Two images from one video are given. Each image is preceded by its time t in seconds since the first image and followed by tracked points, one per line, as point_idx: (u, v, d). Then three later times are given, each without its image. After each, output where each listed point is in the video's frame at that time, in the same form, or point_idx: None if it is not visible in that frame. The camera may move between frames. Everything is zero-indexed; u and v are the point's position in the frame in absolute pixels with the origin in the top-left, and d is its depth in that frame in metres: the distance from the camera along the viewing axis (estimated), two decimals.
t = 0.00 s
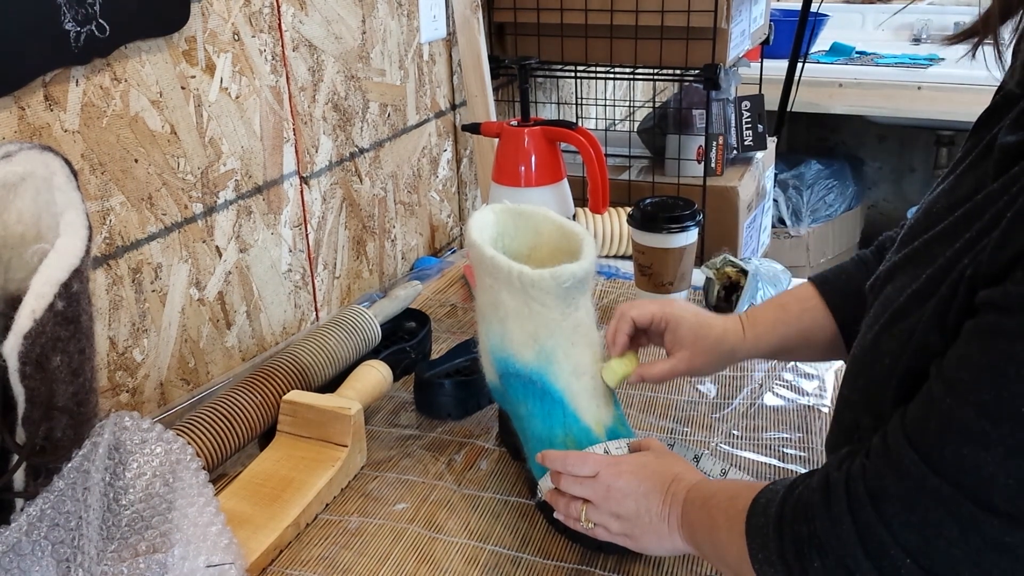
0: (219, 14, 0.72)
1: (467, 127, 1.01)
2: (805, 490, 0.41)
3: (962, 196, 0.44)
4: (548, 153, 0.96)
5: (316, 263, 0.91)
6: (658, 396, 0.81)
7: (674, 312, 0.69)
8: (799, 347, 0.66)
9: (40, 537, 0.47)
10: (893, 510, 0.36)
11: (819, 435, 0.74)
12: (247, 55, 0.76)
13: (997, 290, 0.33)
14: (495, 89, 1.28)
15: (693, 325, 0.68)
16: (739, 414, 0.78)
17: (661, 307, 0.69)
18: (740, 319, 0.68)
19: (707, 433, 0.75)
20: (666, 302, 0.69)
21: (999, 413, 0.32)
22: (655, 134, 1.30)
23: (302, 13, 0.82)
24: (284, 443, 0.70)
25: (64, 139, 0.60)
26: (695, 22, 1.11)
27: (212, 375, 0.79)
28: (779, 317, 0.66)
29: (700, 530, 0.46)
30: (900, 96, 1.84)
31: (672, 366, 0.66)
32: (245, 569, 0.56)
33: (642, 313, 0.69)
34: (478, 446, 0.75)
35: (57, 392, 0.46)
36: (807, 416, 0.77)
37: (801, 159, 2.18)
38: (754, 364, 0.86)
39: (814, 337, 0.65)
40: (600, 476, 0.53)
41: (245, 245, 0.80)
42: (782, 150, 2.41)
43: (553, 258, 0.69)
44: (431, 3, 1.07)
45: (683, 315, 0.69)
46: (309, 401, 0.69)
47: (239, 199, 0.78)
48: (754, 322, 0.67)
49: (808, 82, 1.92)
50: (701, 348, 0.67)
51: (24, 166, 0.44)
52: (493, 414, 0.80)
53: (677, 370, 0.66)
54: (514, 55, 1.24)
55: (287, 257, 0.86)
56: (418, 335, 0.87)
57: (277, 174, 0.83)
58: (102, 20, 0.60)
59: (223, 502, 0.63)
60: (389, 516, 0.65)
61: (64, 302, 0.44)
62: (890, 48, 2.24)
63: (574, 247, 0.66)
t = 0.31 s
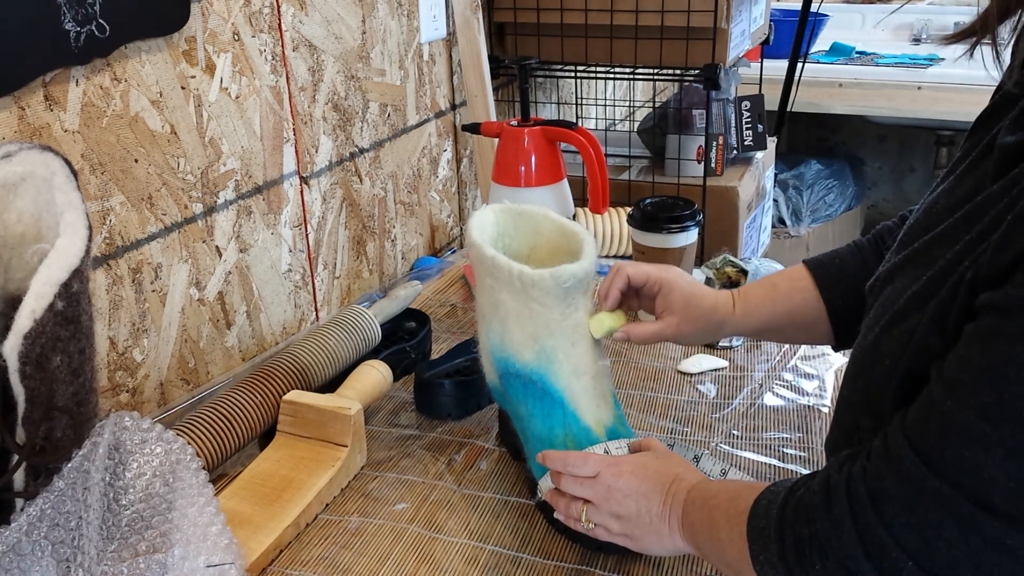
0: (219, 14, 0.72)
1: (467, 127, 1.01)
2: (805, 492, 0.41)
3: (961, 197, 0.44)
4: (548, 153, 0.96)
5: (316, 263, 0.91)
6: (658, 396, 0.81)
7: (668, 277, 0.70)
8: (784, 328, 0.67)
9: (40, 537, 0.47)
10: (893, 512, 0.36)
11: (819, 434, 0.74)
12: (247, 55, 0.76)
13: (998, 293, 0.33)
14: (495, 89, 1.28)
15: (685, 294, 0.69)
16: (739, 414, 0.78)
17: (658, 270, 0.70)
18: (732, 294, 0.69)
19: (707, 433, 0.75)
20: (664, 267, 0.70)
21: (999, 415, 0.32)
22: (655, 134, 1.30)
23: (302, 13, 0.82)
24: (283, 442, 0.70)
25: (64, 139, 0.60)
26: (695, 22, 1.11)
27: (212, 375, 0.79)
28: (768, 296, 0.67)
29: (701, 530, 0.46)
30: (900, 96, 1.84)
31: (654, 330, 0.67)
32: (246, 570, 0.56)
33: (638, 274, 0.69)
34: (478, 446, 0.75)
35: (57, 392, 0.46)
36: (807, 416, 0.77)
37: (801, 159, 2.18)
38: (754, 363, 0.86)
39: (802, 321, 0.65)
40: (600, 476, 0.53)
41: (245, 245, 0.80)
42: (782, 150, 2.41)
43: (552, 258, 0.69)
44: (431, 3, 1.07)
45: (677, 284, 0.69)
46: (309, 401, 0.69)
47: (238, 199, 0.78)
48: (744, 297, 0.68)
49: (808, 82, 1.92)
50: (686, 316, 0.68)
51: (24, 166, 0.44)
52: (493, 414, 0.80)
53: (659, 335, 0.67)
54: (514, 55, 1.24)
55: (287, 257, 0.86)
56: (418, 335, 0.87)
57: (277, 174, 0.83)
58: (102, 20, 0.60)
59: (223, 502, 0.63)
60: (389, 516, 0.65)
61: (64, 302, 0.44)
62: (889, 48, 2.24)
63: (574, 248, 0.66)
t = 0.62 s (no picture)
0: (219, 13, 0.72)
1: (467, 127, 1.01)
2: (805, 492, 0.41)
3: (960, 197, 0.44)
4: (548, 153, 0.96)
5: (316, 263, 0.91)
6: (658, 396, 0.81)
7: (683, 349, 0.68)
8: (807, 372, 0.65)
9: (40, 537, 0.47)
10: (893, 513, 0.36)
11: (819, 434, 0.74)
12: (247, 55, 0.76)
13: (997, 294, 0.33)
14: (495, 89, 1.28)
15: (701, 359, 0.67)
16: (739, 414, 0.78)
17: (669, 345, 0.69)
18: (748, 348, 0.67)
19: (707, 433, 0.75)
20: (671, 339, 0.69)
21: (999, 416, 0.32)
22: (655, 134, 1.30)
23: (302, 13, 0.82)
24: (283, 442, 0.70)
25: (64, 140, 0.60)
26: (695, 22, 1.11)
27: (212, 375, 0.79)
28: (783, 346, 0.65)
29: (701, 530, 0.46)
30: (900, 96, 1.84)
31: (684, 404, 0.66)
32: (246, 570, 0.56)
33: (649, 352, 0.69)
34: (478, 446, 0.75)
35: (58, 392, 0.46)
36: (807, 416, 0.77)
37: (801, 160, 2.18)
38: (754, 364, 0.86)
39: (813, 352, 0.64)
40: (600, 476, 0.53)
41: (245, 245, 0.80)
42: (782, 150, 2.41)
43: (552, 258, 0.69)
44: (430, 3, 1.07)
45: (692, 351, 0.68)
46: (310, 401, 0.69)
47: (238, 199, 0.78)
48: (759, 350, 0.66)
49: (808, 82, 1.92)
50: (713, 381, 0.66)
51: (24, 166, 0.44)
52: (493, 414, 0.80)
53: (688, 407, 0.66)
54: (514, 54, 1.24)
55: (287, 257, 0.86)
56: (418, 335, 0.87)
57: (277, 174, 0.83)
58: (102, 20, 0.60)
59: (223, 502, 0.63)
60: (389, 516, 0.65)
61: (64, 302, 0.44)
62: (889, 48, 2.24)
63: (574, 248, 0.66)
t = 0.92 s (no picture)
0: (219, 13, 0.72)
1: (467, 127, 1.01)
2: (804, 493, 0.41)
3: (960, 198, 0.44)
4: (548, 153, 0.96)
5: (316, 263, 0.91)
6: (658, 396, 0.81)
7: (671, 293, 0.70)
8: (794, 335, 0.66)
9: (39, 537, 0.47)
10: (891, 515, 0.36)
11: (819, 434, 0.74)
12: (247, 55, 0.76)
13: (994, 297, 0.33)
14: (495, 89, 1.28)
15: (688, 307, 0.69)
16: (739, 414, 0.78)
17: (659, 288, 0.70)
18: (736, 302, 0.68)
19: (707, 433, 0.75)
20: (662, 284, 0.70)
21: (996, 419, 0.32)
22: (655, 134, 1.30)
23: (302, 12, 0.82)
24: (283, 442, 0.70)
25: (64, 139, 0.60)
26: (695, 22, 1.11)
27: (212, 375, 0.79)
28: (770, 308, 0.66)
29: (700, 531, 0.46)
30: (900, 96, 1.84)
31: (664, 348, 0.68)
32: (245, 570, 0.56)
33: (636, 293, 0.70)
34: (478, 446, 0.75)
35: (57, 392, 0.46)
36: (807, 416, 0.77)
37: (801, 159, 2.18)
38: (754, 364, 0.86)
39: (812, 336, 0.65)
40: (600, 477, 0.53)
41: (245, 245, 0.80)
42: (783, 150, 2.41)
43: (552, 258, 0.69)
44: (430, 4, 1.07)
45: (680, 297, 0.69)
46: (309, 401, 0.69)
47: (239, 199, 0.78)
48: (746, 309, 0.67)
49: (808, 82, 1.92)
50: (695, 329, 0.68)
51: (25, 166, 0.44)
52: (493, 414, 0.80)
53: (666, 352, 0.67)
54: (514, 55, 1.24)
55: (287, 257, 0.86)
56: (418, 335, 0.87)
57: (277, 175, 0.83)
58: (102, 20, 0.60)
59: (223, 502, 0.63)
60: (389, 516, 0.65)
61: (64, 302, 0.44)
62: (889, 48, 2.24)
63: (574, 247, 0.66)
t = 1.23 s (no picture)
0: (219, 13, 0.72)
1: (467, 127, 1.01)
2: (802, 496, 0.41)
3: (958, 200, 0.44)
4: (548, 153, 0.96)
5: (316, 263, 0.91)
6: (658, 396, 0.81)
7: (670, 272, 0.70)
8: (786, 323, 0.66)
9: (40, 537, 0.47)
10: (890, 518, 0.36)
11: (819, 434, 0.74)
12: (247, 55, 0.76)
13: (991, 299, 0.33)
14: (495, 89, 1.28)
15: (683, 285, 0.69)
16: (739, 414, 0.78)
17: (658, 262, 0.70)
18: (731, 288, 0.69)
19: (707, 434, 0.75)
20: (662, 261, 0.70)
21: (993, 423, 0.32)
22: (655, 134, 1.30)
23: (302, 12, 0.82)
24: (283, 442, 0.70)
25: (64, 140, 0.60)
26: (695, 22, 1.11)
27: (212, 375, 0.79)
28: (766, 290, 0.66)
29: (700, 532, 0.46)
30: (899, 96, 1.84)
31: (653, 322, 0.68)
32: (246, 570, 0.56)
33: (637, 265, 0.70)
34: (478, 446, 0.75)
35: (58, 392, 0.46)
36: (807, 416, 0.77)
37: (801, 159, 2.18)
38: (754, 364, 0.86)
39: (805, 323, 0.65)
40: (600, 477, 0.53)
41: (245, 245, 0.80)
42: (783, 150, 2.41)
43: (551, 258, 0.69)
44: (430, 4, 1.07)
45: (677, 278, 0.70)
46: (309, 401, 0.69)
47: (238, 199, 0.78)
48: (743, 287, 0.68)
49: (808, 82, 1.92)
50: (687, 309, 0.69)
51: (25, 165, 0.44)
52: (493, 414, 0.80)
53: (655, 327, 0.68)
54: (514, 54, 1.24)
55: (287, 257, 0.86)
56: (418, 335, 0.87)
57: (277, 175, 0.83)
58: (102, 20, 0.60)
59: (223, 502, 0.63)
60: (389, 516, 0.65)
61: (64, 302, 0.44)
62: (889, 48, 2.24)
63: (573, 247, 0.66)
